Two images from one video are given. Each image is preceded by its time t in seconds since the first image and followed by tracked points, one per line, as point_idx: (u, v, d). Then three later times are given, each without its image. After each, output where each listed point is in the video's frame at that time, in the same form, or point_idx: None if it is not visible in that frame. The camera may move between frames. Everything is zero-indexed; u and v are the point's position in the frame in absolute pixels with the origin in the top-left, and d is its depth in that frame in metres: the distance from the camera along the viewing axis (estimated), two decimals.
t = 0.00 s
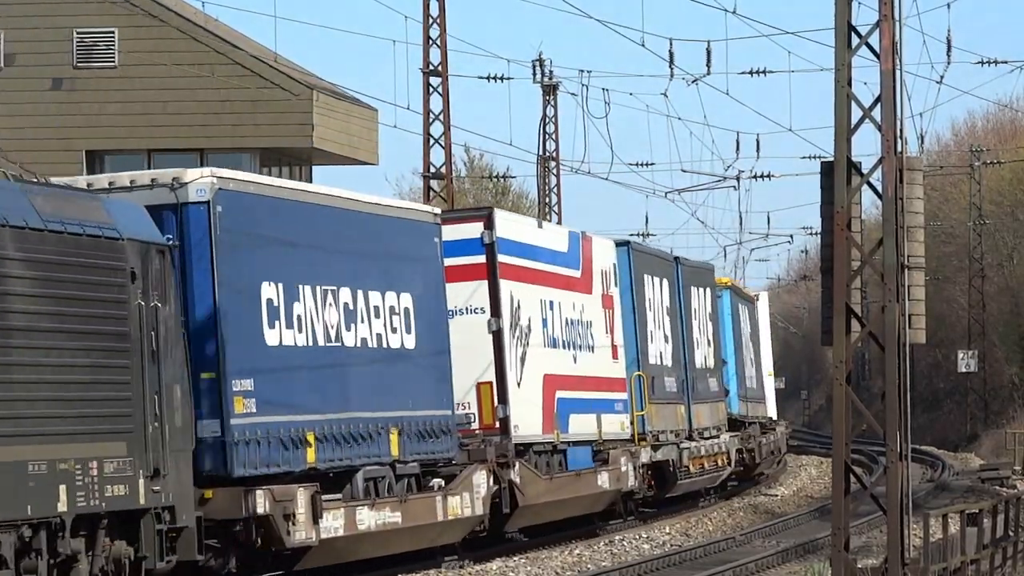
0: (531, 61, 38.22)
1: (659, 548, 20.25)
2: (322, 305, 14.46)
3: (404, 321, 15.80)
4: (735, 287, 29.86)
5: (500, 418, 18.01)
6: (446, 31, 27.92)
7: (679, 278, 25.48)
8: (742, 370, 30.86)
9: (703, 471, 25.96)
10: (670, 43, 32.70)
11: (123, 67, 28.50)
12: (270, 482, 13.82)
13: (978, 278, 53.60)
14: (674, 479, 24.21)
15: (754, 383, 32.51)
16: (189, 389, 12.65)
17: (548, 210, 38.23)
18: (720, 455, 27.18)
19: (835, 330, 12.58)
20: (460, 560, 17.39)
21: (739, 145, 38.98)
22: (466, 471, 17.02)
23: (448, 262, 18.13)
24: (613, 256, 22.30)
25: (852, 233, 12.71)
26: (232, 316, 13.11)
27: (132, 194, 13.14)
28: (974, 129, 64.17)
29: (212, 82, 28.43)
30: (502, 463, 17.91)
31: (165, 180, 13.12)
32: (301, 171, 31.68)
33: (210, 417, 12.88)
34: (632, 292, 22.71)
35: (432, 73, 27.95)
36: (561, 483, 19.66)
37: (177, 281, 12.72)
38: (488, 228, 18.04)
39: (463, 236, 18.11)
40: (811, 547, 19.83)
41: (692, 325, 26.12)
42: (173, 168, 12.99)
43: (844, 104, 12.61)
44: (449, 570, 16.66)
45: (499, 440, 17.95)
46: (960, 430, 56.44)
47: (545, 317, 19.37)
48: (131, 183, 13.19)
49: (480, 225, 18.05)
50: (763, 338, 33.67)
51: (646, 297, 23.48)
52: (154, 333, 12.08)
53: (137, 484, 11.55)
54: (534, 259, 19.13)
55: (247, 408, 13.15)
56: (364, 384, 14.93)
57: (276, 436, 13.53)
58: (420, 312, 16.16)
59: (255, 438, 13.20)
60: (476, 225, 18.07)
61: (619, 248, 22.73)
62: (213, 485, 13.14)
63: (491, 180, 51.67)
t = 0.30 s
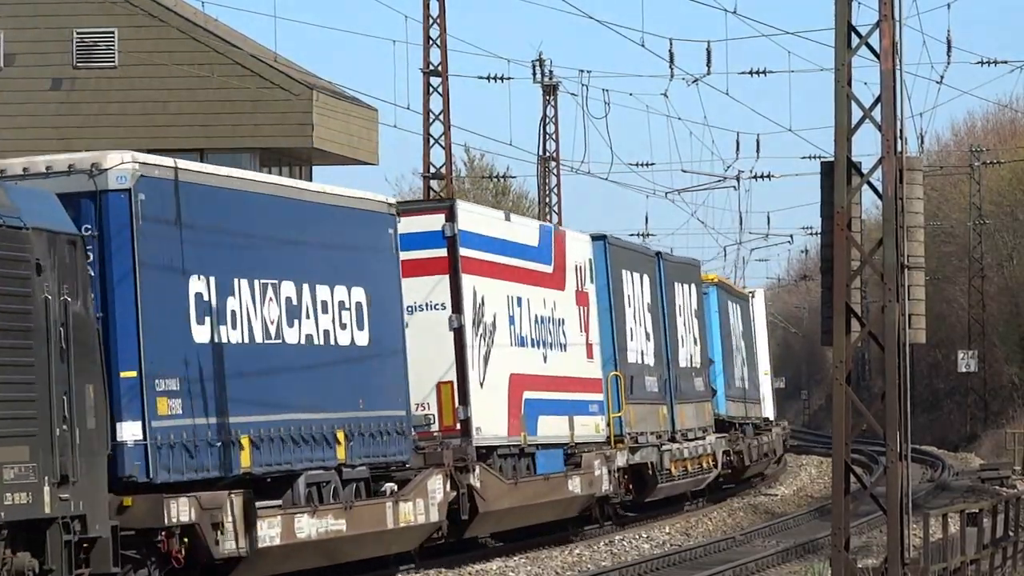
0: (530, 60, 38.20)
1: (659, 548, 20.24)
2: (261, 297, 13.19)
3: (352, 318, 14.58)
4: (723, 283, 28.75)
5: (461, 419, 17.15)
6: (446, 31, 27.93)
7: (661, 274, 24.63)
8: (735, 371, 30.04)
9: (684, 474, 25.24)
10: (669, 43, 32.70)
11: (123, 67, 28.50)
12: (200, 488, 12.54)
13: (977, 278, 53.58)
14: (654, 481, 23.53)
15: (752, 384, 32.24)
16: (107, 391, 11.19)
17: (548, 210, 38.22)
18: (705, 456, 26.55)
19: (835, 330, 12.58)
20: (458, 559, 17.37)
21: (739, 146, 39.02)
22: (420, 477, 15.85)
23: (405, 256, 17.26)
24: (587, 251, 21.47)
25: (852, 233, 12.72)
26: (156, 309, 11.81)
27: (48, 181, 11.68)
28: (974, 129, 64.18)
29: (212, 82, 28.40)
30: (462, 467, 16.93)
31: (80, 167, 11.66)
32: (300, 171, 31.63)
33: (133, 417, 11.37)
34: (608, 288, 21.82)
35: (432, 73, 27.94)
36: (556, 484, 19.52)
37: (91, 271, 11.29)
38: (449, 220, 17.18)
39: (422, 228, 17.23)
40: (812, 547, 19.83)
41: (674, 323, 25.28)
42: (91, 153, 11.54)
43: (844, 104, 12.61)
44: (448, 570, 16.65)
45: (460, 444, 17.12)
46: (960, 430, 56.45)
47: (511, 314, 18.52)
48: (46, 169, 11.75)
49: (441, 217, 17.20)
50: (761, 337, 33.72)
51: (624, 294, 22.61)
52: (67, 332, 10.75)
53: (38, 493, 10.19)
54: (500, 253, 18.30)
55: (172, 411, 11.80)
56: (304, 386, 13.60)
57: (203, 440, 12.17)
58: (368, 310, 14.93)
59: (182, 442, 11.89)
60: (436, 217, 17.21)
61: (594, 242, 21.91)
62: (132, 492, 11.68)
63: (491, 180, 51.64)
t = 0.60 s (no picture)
0: (531, 61, 38.20)
1: (659, 548, 20.24)
2: (179, 290, 12.09)
3: (283, 314, 13.43)
4: (708, 279, 27.18)
5: (409, 421, 15.70)
6: (446, 31, 27.93)
7: (639, 271, 23.20)
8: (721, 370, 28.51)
9: (660, 479, 23.96)
10: (670, 43, 32.72)
11: (123, 67, 28.49)
12: (105, 497, 11.35)
13: (978, 278, 53.58)
14: (628, 486, 22.23)
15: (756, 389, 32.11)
16: None
17: (548, 210, 38.24)
18: (687, 459, 25.29)
19: (835, 330, 12.58)
20: (459, 560, 17.37)
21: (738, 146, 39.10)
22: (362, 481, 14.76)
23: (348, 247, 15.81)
24: (555, 245, 20.09)
25: (852, 233, 12.71)
26: (57, 300, 10.71)
27: None
28: (974, 129, 64.22)
29: (212, 82, 28.39)
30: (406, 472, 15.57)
31: None
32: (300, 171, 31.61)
33: (27, 419, 10.29)
34: (578, 285, 20.58)
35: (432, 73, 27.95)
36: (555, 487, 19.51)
37: None
38: (397, 208, 15.73)
39: (367, 218, 15.75)
40: (811, 547, 19.83)
41: (653, 321, 23.86)
42: None
43: (843, 104, 12.61)
44: (448, 570, 16.65)
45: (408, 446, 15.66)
46: (960, 430, 56.47)
47: (467, 309, 17.10)
48: None
49: (389, 206, 15.74)
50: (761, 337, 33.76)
51: (596, 289, 21.20)
52: None
53: None
54: (455, 244, 16.89)
55: (73, 412, 10.69)
56: (250, 394, 12.83)
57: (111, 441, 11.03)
58: (304, 306, 13.77)
59: (84, 446, 10.72)
60: (383, 206, 15.75)
61: (563, 235, 20.50)
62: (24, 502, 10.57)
63: (491, 180, 51.64)
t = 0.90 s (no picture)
0: (530, 61, 38.17)
1: (659, 548, 20.23)
2: (89, 283, 10.77)
3: (211, 309, 12.22)
4: (692, 275, 25.87)
5: (358, 423, 14.34)
6: (446, 31, 27.93)
7: (617, 266, 22.05)
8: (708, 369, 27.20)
9: (638, 482, 22.50)
10: (669, 42, 32.72)
11: (123, 67, 28.48)
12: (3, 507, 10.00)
13: (977, 278, 53.55)
14: (602, 489, 20.80)
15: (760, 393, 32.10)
16: None
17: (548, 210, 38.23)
18: (668, 462, 23.94)
19: (835, 330, 12.58)
20: (459, 560, 17.35)
21: (739, 146, 39.04)
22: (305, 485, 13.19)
23: (290, 239, 14.53)
24: (521, 238, 18.84)
25: (852, 233, 12.71)
26: None
27: None
28: (974, 129, 64.20)
29: (212, 82, 28.37)
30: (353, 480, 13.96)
31: None
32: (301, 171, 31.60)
33: None
34: (547, 278, 19.22)
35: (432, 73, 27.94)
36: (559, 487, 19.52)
37: None
38: (345, 198, 14.46)
39: (314, 209, 14.50)
40: (812, 547, 19.82)
41: (633, 319, 22.59)
42: None
43: (843, 104, 12.61)
44: (448, 570, 16.63)
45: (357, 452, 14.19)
46: (960, 430, 56.50)
47: (422, 305, 15.77)
48: None
49: (337, 195, 14.46)
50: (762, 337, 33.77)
51: (568, 286, 19.87)
52: None
53: None
54: (411, 237, 15.59)
55: None
56: (254, 388, 12.69)
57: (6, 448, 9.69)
58: (234, 301, 12.56)
59: None
60: (331, 196, 14.48)
61: (530, 229, 19.28)
62: None
63: (491, 180, 51.55)
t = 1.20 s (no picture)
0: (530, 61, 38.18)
1: (659, 548, 20.23)
2: None
3: (123, 303, 11.06)
4: (673, 270, 25.07)
5: (291, 426, 13.44)
6: (446, 31, 27.93)
7: (587, 260, 21.29)
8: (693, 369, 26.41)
9: (607, 487, 21.81)
10: (669, 43, 32.69)
11: (123, 67, 28.46)
12: None
13: (977, 278, 53.54)
14: (568, 493, 20.21)
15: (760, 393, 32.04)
16: None
17: (548, 210, 38.22)
18: (645, 465, 23.35)
19: (835, 330, 12.57)
20: (459, 560, 17.36)
21: (738, 147, 38.98)
22: (219, 497, 12.02)
23: (219, 229, 13.71)
24: (480, 231, 18.04)
25: (852, 233, 12.71)
26: None
27: None
28: (974, 129, 64.17)
29: (212, 82, 28.33)
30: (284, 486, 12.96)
31: None
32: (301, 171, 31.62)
33: None
34: (510, 274, 18.43)
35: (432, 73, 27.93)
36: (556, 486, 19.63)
37: None
38: (277, 186, 13.67)
39: (245, 198, 13.70)
40: (812, 547, 19.83)
41: (608, 317, 21.85)
42: None
43: (844, 104, 12.61)
44: (449, 570, 16.64)
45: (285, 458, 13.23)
46: (960, 430, 56.49)
47: (365, 301, 14.99)
48: None
49: (269, 184, 13.68)
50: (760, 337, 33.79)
51: (533, 281, 19.09)
52: None
53: None
54: (351, 228, 14.76)
55: None
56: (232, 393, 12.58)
57: None
58: (146, 294, 11.35)
59: None
60: (262, 183, 13.68)
61: (491, 221, 18.47)
62: None
63: (491, 180, 51.50)
